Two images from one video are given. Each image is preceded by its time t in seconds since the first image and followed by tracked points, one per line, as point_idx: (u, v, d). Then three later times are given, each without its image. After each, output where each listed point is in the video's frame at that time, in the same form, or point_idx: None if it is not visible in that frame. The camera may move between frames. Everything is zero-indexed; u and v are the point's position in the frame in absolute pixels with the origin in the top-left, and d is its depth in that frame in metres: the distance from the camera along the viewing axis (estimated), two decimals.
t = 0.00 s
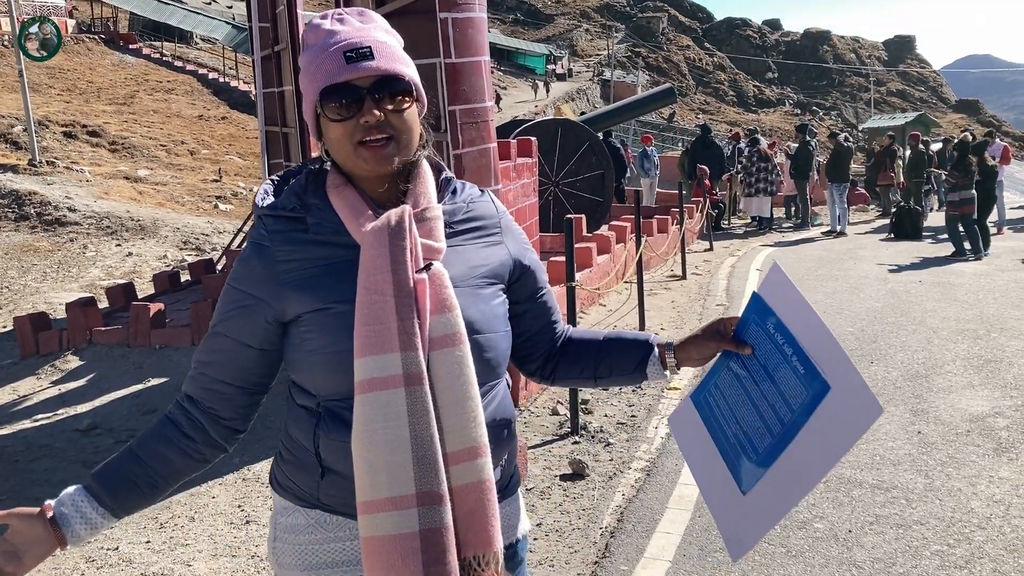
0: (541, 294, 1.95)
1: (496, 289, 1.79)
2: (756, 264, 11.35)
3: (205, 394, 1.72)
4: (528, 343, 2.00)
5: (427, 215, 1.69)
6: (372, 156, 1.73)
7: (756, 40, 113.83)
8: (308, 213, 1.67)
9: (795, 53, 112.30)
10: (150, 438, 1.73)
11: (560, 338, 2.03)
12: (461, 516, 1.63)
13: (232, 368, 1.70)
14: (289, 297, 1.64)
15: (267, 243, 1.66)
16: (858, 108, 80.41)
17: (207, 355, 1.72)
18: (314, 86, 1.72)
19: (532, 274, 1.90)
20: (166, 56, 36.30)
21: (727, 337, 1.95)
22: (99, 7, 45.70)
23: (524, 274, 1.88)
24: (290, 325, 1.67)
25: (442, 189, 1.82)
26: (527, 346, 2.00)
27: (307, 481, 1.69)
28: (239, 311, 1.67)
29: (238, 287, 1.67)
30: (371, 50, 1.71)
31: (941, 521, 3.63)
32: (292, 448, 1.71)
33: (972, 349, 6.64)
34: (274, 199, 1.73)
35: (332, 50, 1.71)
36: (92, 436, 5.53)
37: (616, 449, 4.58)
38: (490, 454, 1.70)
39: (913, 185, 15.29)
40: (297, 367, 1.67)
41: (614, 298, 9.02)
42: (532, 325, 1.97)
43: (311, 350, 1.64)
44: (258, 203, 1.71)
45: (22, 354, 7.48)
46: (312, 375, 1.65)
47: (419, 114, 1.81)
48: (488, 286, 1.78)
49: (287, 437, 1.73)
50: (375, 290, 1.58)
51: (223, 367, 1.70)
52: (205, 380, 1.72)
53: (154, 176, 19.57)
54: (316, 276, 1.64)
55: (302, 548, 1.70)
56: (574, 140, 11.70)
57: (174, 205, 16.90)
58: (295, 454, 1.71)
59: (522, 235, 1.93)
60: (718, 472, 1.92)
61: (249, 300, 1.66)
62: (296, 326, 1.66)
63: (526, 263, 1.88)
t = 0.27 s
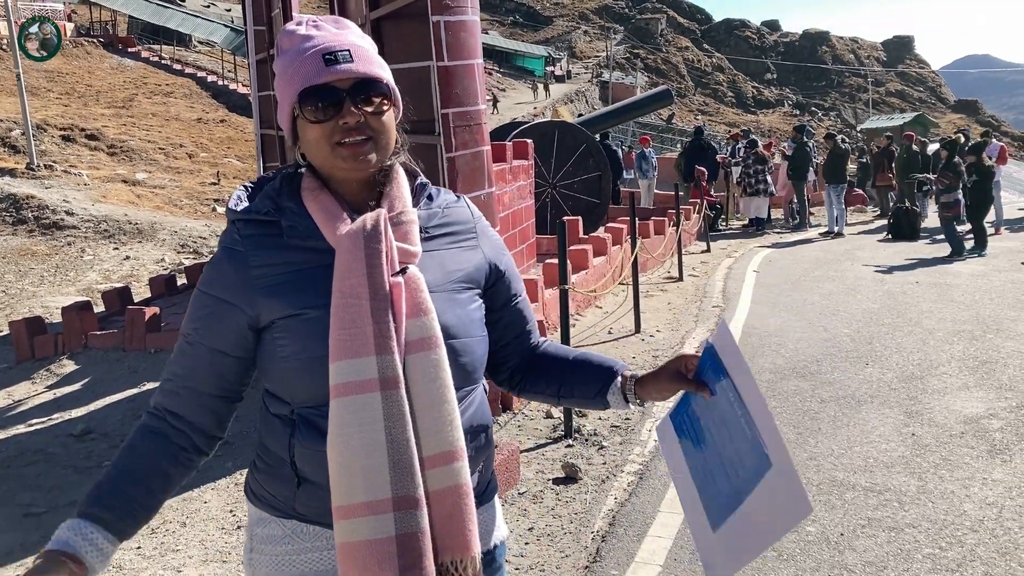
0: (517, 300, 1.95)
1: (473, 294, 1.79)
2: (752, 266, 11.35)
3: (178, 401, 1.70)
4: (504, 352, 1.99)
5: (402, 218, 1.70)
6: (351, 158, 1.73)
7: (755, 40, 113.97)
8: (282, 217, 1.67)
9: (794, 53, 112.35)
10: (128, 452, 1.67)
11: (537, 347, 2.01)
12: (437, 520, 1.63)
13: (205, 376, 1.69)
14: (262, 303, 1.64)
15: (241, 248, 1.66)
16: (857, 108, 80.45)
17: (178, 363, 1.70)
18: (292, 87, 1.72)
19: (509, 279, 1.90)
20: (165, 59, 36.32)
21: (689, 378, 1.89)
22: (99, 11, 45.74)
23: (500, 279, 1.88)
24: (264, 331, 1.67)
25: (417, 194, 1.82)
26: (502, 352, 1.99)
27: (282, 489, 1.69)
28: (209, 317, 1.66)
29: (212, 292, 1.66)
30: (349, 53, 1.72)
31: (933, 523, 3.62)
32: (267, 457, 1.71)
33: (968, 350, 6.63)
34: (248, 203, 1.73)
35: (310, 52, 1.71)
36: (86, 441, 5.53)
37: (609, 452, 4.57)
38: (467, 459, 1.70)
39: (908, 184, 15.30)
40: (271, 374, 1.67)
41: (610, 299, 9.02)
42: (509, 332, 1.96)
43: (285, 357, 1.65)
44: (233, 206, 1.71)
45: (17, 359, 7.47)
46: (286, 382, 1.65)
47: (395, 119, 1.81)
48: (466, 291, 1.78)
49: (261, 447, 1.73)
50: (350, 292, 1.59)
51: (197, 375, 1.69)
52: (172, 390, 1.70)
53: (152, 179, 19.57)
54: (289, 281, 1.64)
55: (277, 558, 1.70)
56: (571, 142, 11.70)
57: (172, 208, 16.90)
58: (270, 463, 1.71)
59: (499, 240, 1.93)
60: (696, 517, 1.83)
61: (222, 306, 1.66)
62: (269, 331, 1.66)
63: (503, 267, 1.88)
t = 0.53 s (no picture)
0: (478, 308, 2.03)
1: (444, 295, 1.86)
2: (750, 267, 11.34)
3: (170, 422, 1.63)
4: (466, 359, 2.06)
5: (379, 218, 1.75)
6: (339, 160, 1.75)
7: (755, 41, 113.98)
8: (254, 218, 1.66)
9: (794, 54, 112.36)
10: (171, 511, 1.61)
11: (483, 373, 2.09)
12: (423, 510, 1.67)
13: (190, 387, 1.63)
14: (241, 304, 1.62)
15: (215, 250, 1.63)
16: (857, 109, 80.41)
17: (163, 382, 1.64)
18: (282, 87, 1.71)
19: (472, 282, 1.99)
20: (164, 63, 36.34)
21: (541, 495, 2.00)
22: (99, 14, 45.77)
23: (465, 283, 1.96)
24: (243, 334, 1.64)
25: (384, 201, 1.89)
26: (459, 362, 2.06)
27: (266, 496, 1.68)
28: (186, 322, 1.61)
29: (192, 299, 1.61)
30: (334, 59, 1.76)
31: (926, 526, 3.60)
32: (250, 464, 1.69)
33: (965, 352, 6.61)
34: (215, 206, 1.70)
35: (303, 58, 1.73)
36: (80, 445, 5.52)
37: (602, 455, 4.55)
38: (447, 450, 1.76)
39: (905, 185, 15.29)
40: (250, 378, 1.65)
41: (607, 302, 9.00)
42: (469, 340, 2.03)
43: (266, 358, 1.64)
44: (199, 211, 1.66)
45: (13, 363, 7.47)
46: (267, 384, 1.64)
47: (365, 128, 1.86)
48: (438, 291, 1.85)
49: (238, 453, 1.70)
50: (333, 288, 1.60)
51: (183, 389, 1.63)
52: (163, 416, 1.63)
53: (150, 183, 19.56)
54: (269, 281, 1.63)
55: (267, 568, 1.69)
56: (569, 145, 11.65)
57: (170, 212, 16.90)
58: (251, 470, 1.69)
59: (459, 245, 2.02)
60: None
61: (205, 314, 1.61)
62: (249, 333, 1.64)
63: (467, 270, 1.97)
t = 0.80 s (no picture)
0: (436, 304, 2.05)
1: (413, 291, 1.92)
2: (749, 270, 11.33)
3: (146, 436, 1.56)
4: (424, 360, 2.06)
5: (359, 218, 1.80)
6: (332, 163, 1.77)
7: (756, 43, 114.00)
8: (229, 223, 1.64)
9: (796, 56, 112.38)
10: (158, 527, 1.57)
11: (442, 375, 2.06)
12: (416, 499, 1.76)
13: (175, 400, 1.57)
14: (228, 311, 1.59)
15: (196, 258, 1.58)
16: (859, 111, 80.41)
17: (133, 393, 1.56)
18: (285, 97, 1.69)
19: (434, 279, 2.04)
20: (166, 66, 36.39)
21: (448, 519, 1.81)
22: (101, 18, 45.85)
23: (429, 278, 2.01)
24: (232, 341, 1.62)
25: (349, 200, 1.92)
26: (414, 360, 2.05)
27: (269, 506, 1.67)
28: (171, 334, 1.56)
29: (175, 307, 1.56)
30: (315, 65, 1.77)
31: (920, 530, 3.59)
32: (245, 474, 1.67)
33: (963, 354, 6.60)
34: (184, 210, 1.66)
35: (301, 67, 1.73)
36: (75, 449, 5.51)
37: (597, 459, 4.54)
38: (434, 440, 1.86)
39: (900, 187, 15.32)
40: (242, 386, 1.64)
41: (605, 304, 9.00)
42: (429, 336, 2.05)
43: (259, 363, 1.62)
44: (160, 219, 1.61)
45: (11, 367, 7.47)
46: (261, 390, 1.63)
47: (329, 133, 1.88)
48: (409, 287, 1.91)
49: (227, 460, 1.69)
50: (329, 285, 1.61)
51: (160, 400, 1.56)
52: (138, 434, 1.57)
53: (151, 186, 19.58)
54: (259, 285, 1.61)
55: None
56: (568, 149, 11.66)
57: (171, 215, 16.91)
58: (250, 480, 1.67)
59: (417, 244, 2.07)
60: None
61: (190, 320, 1.56)
62: (239, 339, 1.62)
63: (430, 268, 2.03)
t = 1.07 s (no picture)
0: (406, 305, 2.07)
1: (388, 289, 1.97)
2: (751, 270, 11.32)
3: (144, 446, 1.54)
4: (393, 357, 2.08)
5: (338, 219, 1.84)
6: (281, 174, 1.78)
7: (760, 44, 113.87)
8: (210, 229, 1.65)
9: (800, 57, 112.21)
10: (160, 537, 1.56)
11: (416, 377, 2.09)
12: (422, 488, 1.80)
13: (171, 408, 1.55)
14: (221, 315, 1.58)
15: (185, 264, 1.58)
16: (863, 112, 80.28)
17: (125, 404, 1.53)
18: (222, 101, 1.71)
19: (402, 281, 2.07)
20: (170, 67, 36.46)
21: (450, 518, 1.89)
22: (106, 19, 45.95)
23: (400, 280, 2.05)
24: (223, 345, 1.61)
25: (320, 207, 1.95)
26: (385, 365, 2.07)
27: (272, 508, 1.67)
28: (163, 342, 1.53)
29: (165, 314, 1.54)
30: (281, 74, 1.78)
31: (918, 531, 3.58)
32: (241, 478, 1.66)
33: (964, 356, 6.58)
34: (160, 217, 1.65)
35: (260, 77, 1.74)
36: (77, 449, 5.53)
37: (595, 460, 4.54)
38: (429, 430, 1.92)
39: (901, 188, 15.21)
40: (233, 390, 1.63)
41: (606, 305, 9.00)
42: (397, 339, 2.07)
43: (253, 365, 1.62)
44: (135, 226, 1.60)
45: (13, 367, 7.49)
46: (256, 392, 1.63)
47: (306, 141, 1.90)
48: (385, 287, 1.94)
49: (221, 463, 1.67)
50: (322, 286, 1.64)
51: (154, 410, 1.54)
52: (136, 445, 1.54)
53: (155, 187, 19.61)
54: (249, 287, 1.62)
55: None
56: (570, 148, 11.64)
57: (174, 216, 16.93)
58: (249, 484, 1.66)
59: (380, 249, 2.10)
60: None
61: (180, 327, 1.54)
62: (232, 343, 1.61)
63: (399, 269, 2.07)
